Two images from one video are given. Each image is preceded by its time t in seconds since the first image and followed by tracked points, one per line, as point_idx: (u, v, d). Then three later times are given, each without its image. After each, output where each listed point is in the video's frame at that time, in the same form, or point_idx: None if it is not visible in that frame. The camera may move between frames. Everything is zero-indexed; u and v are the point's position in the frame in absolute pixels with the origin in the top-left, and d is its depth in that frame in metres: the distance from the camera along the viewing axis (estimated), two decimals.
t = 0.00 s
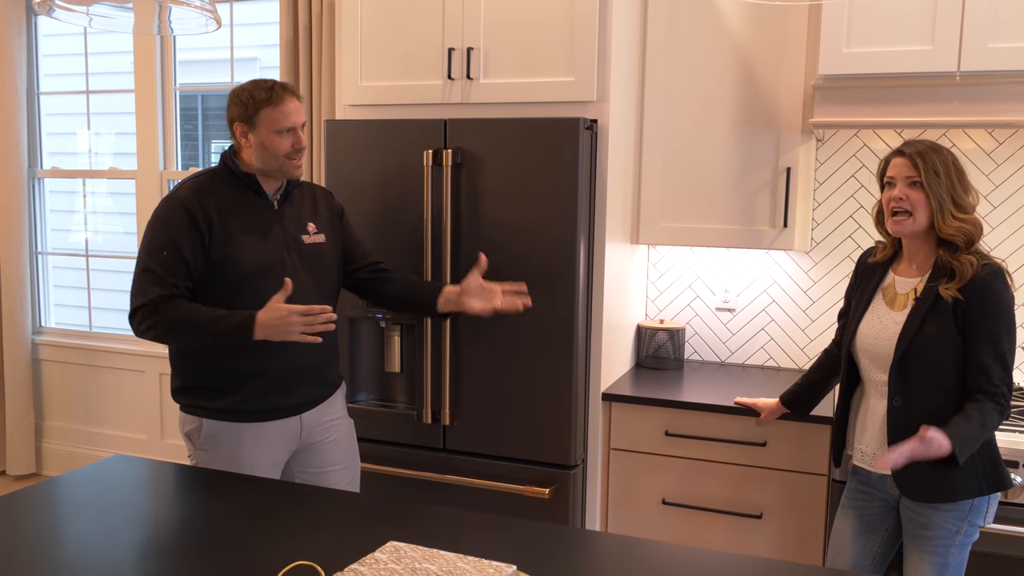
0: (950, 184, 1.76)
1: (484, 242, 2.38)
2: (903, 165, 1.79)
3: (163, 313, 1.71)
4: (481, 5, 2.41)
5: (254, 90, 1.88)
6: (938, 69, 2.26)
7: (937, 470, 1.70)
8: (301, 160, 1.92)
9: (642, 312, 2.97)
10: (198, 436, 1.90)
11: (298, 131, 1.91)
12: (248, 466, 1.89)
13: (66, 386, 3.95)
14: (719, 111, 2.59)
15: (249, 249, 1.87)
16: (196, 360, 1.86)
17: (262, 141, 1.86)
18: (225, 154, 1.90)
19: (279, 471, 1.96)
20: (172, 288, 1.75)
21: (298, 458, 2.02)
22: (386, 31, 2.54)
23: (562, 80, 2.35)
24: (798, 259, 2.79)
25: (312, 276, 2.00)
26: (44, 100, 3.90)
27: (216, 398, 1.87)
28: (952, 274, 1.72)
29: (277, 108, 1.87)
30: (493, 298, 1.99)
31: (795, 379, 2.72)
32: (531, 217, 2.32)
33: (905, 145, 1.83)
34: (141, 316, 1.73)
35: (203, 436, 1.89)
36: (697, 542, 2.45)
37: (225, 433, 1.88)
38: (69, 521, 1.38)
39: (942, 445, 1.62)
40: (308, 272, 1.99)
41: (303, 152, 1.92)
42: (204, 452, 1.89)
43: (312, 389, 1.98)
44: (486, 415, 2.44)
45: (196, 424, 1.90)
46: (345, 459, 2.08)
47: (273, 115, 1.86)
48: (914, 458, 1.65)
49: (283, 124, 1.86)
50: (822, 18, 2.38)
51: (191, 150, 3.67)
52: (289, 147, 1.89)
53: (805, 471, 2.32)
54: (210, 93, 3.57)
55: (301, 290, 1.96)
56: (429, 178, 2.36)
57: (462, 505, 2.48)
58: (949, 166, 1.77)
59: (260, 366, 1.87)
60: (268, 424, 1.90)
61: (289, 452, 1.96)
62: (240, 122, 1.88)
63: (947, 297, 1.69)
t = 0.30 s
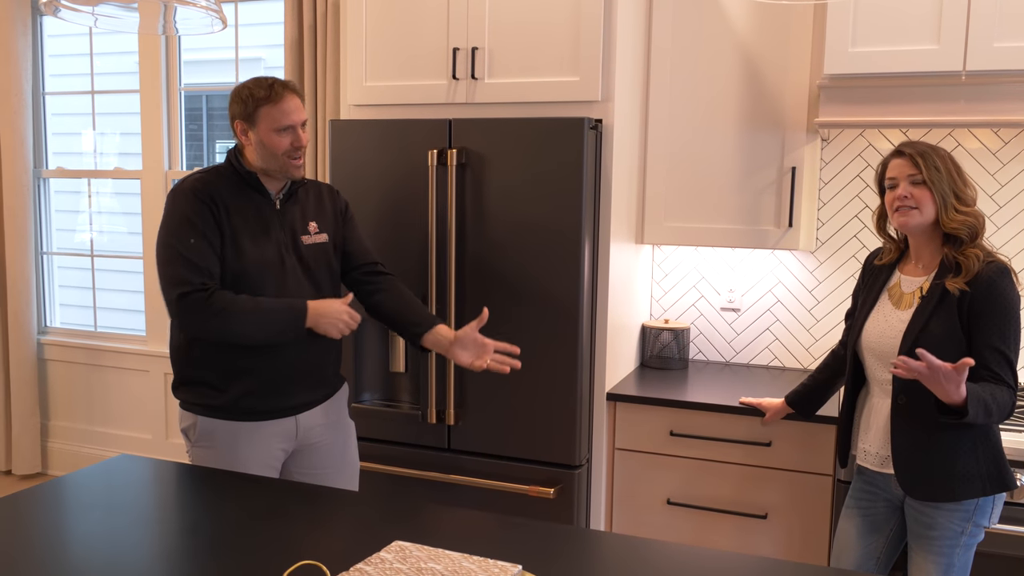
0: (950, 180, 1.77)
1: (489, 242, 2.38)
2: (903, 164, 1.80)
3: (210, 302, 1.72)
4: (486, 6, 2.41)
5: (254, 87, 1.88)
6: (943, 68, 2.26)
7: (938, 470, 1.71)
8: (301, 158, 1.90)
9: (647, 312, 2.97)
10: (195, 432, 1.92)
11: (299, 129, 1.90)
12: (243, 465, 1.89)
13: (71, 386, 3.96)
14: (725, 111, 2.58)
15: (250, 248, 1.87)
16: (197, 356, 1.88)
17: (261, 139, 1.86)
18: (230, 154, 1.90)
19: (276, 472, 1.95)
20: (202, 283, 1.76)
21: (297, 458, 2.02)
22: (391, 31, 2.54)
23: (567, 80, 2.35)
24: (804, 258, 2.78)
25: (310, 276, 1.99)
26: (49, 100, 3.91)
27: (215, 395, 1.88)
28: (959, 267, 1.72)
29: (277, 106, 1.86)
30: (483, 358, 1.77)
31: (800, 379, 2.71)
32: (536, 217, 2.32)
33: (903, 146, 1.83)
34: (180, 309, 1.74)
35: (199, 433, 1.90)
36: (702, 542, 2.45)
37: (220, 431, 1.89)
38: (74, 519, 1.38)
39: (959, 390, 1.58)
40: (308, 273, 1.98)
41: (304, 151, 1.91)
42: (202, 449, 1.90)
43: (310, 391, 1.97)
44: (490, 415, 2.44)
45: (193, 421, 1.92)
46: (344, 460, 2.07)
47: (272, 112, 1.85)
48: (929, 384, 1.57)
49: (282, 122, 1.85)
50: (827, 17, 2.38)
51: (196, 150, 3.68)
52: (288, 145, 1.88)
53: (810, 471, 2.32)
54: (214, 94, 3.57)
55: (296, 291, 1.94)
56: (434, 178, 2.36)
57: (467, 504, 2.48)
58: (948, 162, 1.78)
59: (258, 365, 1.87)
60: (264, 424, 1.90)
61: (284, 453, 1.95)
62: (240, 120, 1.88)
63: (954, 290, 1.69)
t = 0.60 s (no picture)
0: (949, 179, 1.77)
1: (490, 241, 2.38)
2: (902, 164, 1.80)
3: (226, 298, 1.75)
4: (488, 6, 2.41)
5: (251, 85, 1.88)
6: (945, 68, 2.26)
7: (939, 469, 1.71)
8: (294, 156, 1.87)
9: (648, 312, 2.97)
10: (194, 430, 1.92)
11: (292, 126, 1.87)
12: (244, 465, 1.89)
13: (73, 386, 3.96)
14: (726, 111, 2.59)
15: (252, 248, 1.88)
16: (200, 354, 1.89)
17: (254, 136, 1.86)
18: (235, 155, 1.90)
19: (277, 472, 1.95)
20: (216, 279, 1.78)
21: (298, 459, 2.01)
22: (392, 31, 2.55)
23: (569, 79, 2.36)
24: (805, 258, 2.78)
25: (312, 276, 1.98)
26: (51, 100, 3.92)
27: (216, 394, 1.89)
28: (959, 265, 1.73)
29: (269, 102, 1.85)
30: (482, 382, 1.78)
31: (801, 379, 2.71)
32: (537, 217, 2.32)
33: (902, 146, 1.83)
34: (195, 305, 1.77)
35: (200, 431, 1.90)
36: (703, 541, 2.45)
37: (220, 429, 1.89)
38: (77, 519, 1.38)
39: (958, 392, 1.57)
40: (310, 273, 1.98)
41: (297, 148, 1.87)
42: (203, 447, 1.90)
43: (312, 391, 1.96)
44: (492, 414, 2.44)
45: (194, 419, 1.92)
46: (347, 462, 2.06)
47: (264, 109, 1.85)
48: (925, 386, 1.58)
49: (272, 118, 1.84)
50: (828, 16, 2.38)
51: (198, 151, 3.68)
52: (279, 142, 1.86)
53: (811, 470, 2.32)
54: (216, 94, 3.58)
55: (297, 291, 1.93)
56: (436, 178, 2.36)
57: (468, 504, 2.48)
58: (947, 160, 1.78)
59: (260, 364, 1.88)
60: (265, 424, 1.90)
61: (285, 454, 1.94)
62: (239, 118, 1.90)
63: (955, 288, 1.70)
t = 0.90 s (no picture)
0: (943, 179, 1.76)
1: (486, 240, 2.38)
2: (897, 164, 1.81)
3: (220, 298, 1.75)
4: (483, 5, 2.41)
5: (250, 84, 1.88)
6: (939, 67, 2.26)
7: (933, 468, 1.71)
8: (295, 155, 1.87)
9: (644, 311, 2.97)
10: (192, 428, 1.93)
11: (293, 125, 1.87)
12: (240, 463, 1.90)
13: (69, 386, 3.96)
14: (721, 111, 2.59)
15: (248, 248, 1.87)
16: (198, 353, 1.89)
17: (253, 135, 1.86)
18: (234, 154, 1.91)
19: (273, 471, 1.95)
20: (208, 280, 1.78)
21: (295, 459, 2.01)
22: (387, 31, 2.55)
23: (564, 79, 2.36)
24: (800, 257, 2.79)
25: (309, 275, 1.98)
26: (47, 100, 3.92)
27: (213, 393, 1.89)
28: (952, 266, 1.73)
29: (270, 101, 1.85)
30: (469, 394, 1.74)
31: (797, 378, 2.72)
32: (532, 216, 2.32)
33: (897, 145, 1.83)
34: (191, 306, 1.77)
35: (196, 429, 1.91)
36: (699, 541, 2.45)
37: (216, 428, 1.89)
38: (71, 518, 1.38)
39: (945, 399, 1.58)
40: (308, 273, 1.98)
41: (298, 147, 1.87)
42: (199, 445, 1.91)
43: (309, 391, 1.96)
44: (487, 414, 2.44)
45: (192, 417, 1.92)
46: (344, 462, 2.06)
47: (265, 108, 1.85)
48: (913, 398, 1.60)
49: (273, 117, 1.84)
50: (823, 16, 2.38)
51: (195, 150, 3.69)
52: (280, 141, 1.86)
53: (806, 469, 2.32)
54: (213, 94, 3.58)
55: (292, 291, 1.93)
56: (431, 177, 2.36)
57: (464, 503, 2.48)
58: (940, 160, 1.77)
59: (256, 363, 1.88)
60: (262, 423, 1.90)
61: (281, 453, 1.94)
62: (239, 118, 1.90)
63: (948, 287, 1.69)
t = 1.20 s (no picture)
0: (937, 178, 1.76)
1: (480, 239, 2.38)
2: (891, 164, 1.80)
3: (216, 299, 1.75)
4: (478, 5, 2.41)
5: (250, 85, 1.88)
6: (933, 66, 2.27)
7: (927, 466, 1.71)
8: (303, 152, 1.89)
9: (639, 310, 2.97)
10: (187, 427, 1.92)
11: (298, 124, 1.89)
12: (235, 463, 1.89)
13: (64, 386, 3.95)
14: (716, 110, 2.59)
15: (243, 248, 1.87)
16: (193, 353, 1.89)
17: (261, 136, 1.85)
18: (228, 154, 1.91)
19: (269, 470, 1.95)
20: (203, 281, 1.77)
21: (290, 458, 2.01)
22: (382, 30, 2.55)
23: (559, 78, 2.36)
24: (795, 256, 2.79)
25: (304, 275, 1.98)
26: (42, 100, 3.91)
27: (208, 393, 1.89)
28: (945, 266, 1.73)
29: (274, 101, 1.86)
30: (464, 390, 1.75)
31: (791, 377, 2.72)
32: (527, 215, 2.32)
33: (892, 145, 1.83)
34: (187, 306, 1.77)
35: (192, 428, 1.91)
36: (694, 540, 2.45)
37: (212, 427, 1.89)
38: (64, 518, 1.38)
39: (935, 399, 1.58)
40: (303, 273, 1.97)
41: (305, 145, 1.90)
42: (195, 444, 1.91)
43: (304, 390, 1.96)
44: (483, 413, 2.44)
45: (187, 417, 1.92)
46: (339, 461, 2.06)
47: (270, 107, 1.85)
48: (903, 398, 1.60)
49: (280, 116, 1.85)
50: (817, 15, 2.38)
51: (189, 150, 3.68)
52: (289, 139, 1.87)
53: (801, 468, 2.32)
54: (208, 93, 3.58)
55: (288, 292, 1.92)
56: (426, 177, 2.35)
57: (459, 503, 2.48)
58: (935, 159, 1.77)
59: (251, 363, 1.87)
60: (257, 422, 1.90)
61: (276, 452, 1.94)
62: (238, 120, 1.88)
63: (943, 286, 1.70)
